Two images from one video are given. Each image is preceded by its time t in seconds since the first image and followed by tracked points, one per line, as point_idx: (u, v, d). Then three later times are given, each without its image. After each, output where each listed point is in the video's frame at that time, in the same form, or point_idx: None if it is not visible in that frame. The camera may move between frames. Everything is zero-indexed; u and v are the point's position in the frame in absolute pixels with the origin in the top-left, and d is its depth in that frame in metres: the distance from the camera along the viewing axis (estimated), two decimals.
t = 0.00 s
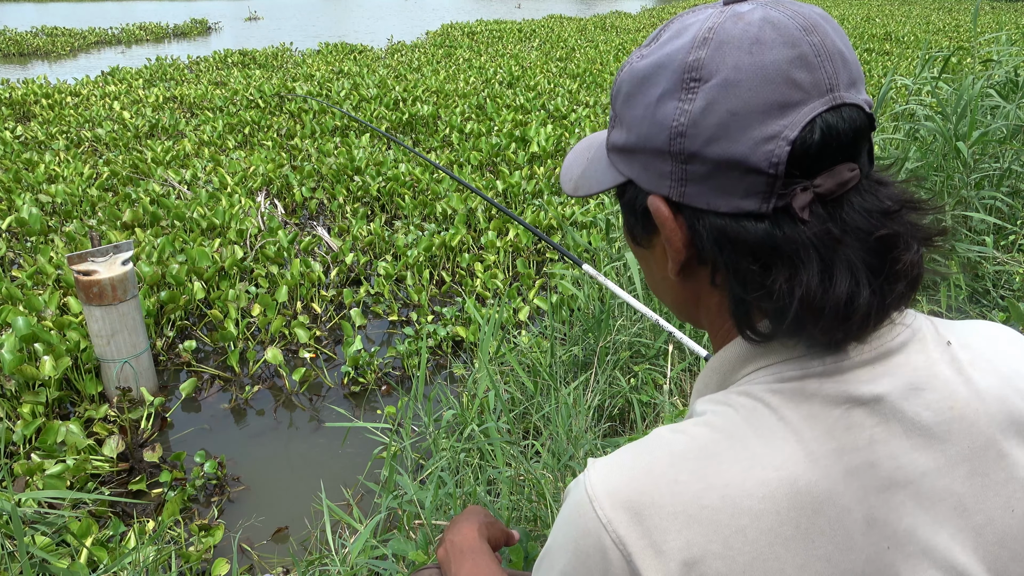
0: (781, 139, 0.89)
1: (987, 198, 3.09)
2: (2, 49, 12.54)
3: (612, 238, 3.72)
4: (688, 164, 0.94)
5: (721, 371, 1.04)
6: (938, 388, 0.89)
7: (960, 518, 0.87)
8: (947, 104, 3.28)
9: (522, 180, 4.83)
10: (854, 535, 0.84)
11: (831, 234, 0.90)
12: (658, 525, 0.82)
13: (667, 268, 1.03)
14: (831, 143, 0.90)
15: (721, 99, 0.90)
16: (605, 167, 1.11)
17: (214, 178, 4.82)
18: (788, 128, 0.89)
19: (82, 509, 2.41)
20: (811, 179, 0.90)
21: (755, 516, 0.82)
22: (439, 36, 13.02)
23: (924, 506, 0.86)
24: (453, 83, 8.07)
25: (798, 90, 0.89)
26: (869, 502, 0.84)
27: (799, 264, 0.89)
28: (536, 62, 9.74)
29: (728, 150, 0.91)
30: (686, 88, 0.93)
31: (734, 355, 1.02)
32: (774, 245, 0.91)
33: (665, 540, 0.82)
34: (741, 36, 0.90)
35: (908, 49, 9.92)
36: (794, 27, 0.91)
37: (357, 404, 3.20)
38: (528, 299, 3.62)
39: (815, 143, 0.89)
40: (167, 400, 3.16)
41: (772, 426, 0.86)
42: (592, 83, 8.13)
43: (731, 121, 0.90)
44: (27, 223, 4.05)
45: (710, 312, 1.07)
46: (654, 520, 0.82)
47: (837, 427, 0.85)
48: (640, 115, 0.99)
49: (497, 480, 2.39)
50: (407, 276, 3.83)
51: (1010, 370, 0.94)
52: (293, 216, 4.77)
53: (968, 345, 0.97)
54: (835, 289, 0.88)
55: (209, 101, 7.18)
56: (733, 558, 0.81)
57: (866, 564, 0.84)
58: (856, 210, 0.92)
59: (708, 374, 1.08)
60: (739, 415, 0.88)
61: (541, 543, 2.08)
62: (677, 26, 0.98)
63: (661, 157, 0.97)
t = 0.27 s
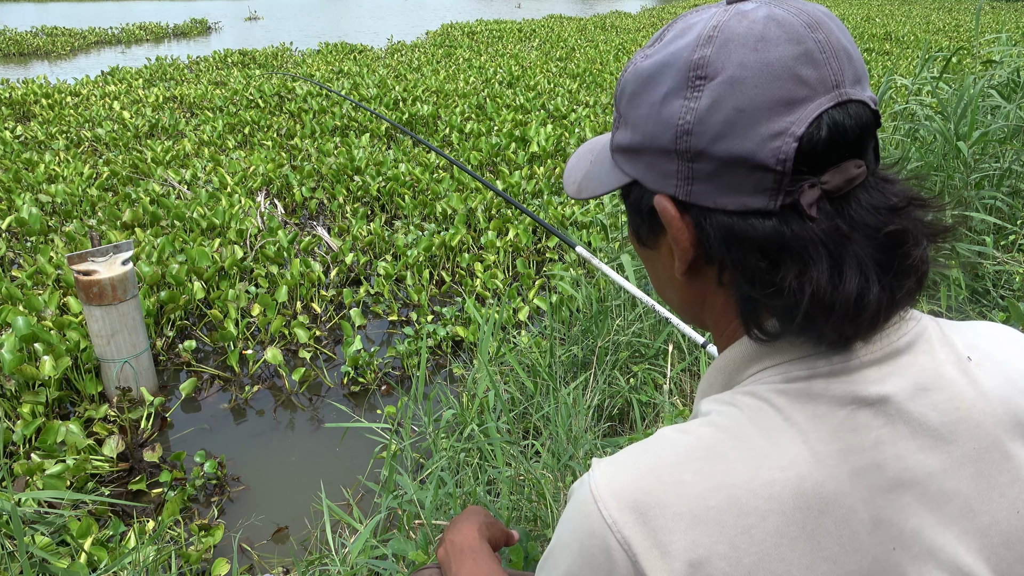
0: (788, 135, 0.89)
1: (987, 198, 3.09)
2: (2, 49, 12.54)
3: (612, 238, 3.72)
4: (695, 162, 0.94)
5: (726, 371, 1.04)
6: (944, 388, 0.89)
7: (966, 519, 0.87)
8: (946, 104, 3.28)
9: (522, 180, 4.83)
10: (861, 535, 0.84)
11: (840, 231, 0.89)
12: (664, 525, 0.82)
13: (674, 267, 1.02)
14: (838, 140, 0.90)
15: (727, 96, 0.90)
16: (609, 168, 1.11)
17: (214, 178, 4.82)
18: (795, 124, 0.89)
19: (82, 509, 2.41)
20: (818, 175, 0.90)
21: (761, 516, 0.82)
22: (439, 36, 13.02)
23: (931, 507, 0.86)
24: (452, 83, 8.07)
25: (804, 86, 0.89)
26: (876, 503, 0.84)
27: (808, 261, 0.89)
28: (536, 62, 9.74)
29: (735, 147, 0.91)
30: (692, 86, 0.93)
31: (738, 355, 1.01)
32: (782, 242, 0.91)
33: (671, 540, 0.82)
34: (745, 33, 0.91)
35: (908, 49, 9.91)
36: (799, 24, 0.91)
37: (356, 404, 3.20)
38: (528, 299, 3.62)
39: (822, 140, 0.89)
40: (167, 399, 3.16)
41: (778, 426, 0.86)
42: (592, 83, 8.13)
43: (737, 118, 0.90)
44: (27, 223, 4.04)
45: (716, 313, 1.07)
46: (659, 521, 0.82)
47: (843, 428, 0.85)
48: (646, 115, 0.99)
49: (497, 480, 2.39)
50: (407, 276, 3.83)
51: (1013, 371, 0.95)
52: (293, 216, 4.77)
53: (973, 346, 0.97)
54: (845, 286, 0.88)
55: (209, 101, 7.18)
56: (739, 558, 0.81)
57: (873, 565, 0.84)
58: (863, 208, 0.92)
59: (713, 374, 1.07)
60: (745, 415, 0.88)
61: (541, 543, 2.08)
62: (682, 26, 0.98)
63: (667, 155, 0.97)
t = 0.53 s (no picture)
0: (791, 132, 0.89)
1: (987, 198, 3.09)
2: (2, 49, 12.54)
3: (612, 238, 3.71)
4: (698, 160, 0.94)
5: (727, 371, 1.04)
6: (946, 388, 0.89)
7: (967, 520, 0.87)
8: (947, 105, 3.28)
9: (522, 180, 4.83)
10: (862, 535, 0.84)
11: (843, 227, 0.89)
12: (665, 526, 0.82)
13: (676, 267, 1.02)
14: (841, 137, 0.90)
15: (730, 93, 0.90)
16: (610, 169, 1.11)
17: (214, 178, 4.82)
18: (798, 121, 0.89)
19: (82, 509, 2.41)
20: (821, 172, 0.89)
21: (762, 516, 0.82)
22: (439, 36, 13.02)
23: (932, 507, 0.86)
24: (452, 83, 8.07)
25: (807, 83, 0.89)
26: (877, 503, 0.84)
27: (812, 257, 0.89)
28: (536, 62, 9.74)
29: (738, 145, 0.91)
30: (694, 84, 0.93)
31: (740, 355, 1.01)
32: (786, 239, 0.91)
33: (672, 540, 0.82)
34: (747, 32, 0.91)
35: (908, 49, 9.92)
36: (800, 22, 0.91)
37: (356, 404, 3.20)
38: (528, 299, 3.62)
39: (825, 137, 0.89)
40: (167, 400, 3.17)
41: (779, 426, 0.86)
42: (592, 83, 8.13)
43: (740, 115, 0.90)
44: (27, 223, 4.04)
45: (717, 313, 1.07)
46: (660, 521, 0.82)
47: (845, 428, 0.85)
48: (648, 114, 0.99)
49: (497, 480, 2.39)
50: (407, 276, 3.83)
51: (1014, 372, 0.95)
52: (293, 216, 4.77)
53: (974, 347, 0.97)
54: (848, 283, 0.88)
55: (209, 101, 7.18)
56: (740, 558, 0.81)
57: (873, 565, 0.84)
58: (866, 205, 0.92)
59: (714, 375, 1.07)
60: (746, 416, 0.88)
61: (541, 543, 2.08)
62: (683, 25, 0.98)
63: (670, 154, 0.97)
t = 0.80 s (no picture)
0: (806, 126, 0.89)
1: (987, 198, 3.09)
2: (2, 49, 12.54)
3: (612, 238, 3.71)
4: (712, 153, 0.95)
5: (735, 365, 1.03)
6: (954, 390, 0.89)
7: (972, 522, 0.87)
8: (947, 105, 3.28)
9: (522, 180, 4.83)
10: (865, 533, 0.83)
11: (856, 222, 0.88)
12: (668, 517, 0.82)
13: (687, 260, 1.02)
14: (855, 133, 0.90)
15: (746, 86, 0.91)
16: (623, 163, 1.12)
17: (214, 178, 4.82)
18: (813, 115, 0.89)
19: (83, 509, 2.41)
20: (835, 167, 0.89)
21: (764, 510, 0.82)
22: (439, 36, 13.02)
23: (937, 508, 0.86)
24: (452, 83, 8.07)
25: (823, 78, 0.89)
26: (880, 500, 0.84)
27: (825, 251, 0.88)
28: (536, 62, 9.74)
29: (753, 137, 0.91)
30: (710, 77, 0.94)
31: (748, 350, 1.01)
32: (798, 233, 0.90)
33: (674, 531, 0.82)
34: (764, 26, 0.91)
35: (907, 49, 9.92)
36: (817, 18, 0.92)
37: (356, 404, 3.20)
38: (528, 299, 3.62)
39: (839, 132, 0.89)
40: (167, 400, 3.17)
41: (785, 422, 0.86)
42: (592, 83, 8.13)
43: (755, 108, 0.91)
44: (27, 223, 4.04)
45: (727, 308, 1.06)
46: (663, 512, 0.83)
47: (850, 425, 0.85)
48: (663, 106, 1.00)
49: (497, 480, 2.39)
50: (407, 276, 3.84)
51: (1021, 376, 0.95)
52: (293, 216, 4.77)
53: (982, 350, 0.97)
54: (861, 278, 0.87)
55: (209, 101, 7.18)
56: (741, 551, 0.82)
57: (874, 562, 0.84)
58: (879, 201, 0.91)
59: (721, 369, 1.07)
60: (751, 411, 0.88)
61: (541, 543, 2.08)
62: (700, 20, 0.99)
63: (684, 146, 0.98)
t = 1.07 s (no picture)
0: (838, 118, 0.89)
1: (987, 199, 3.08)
2: (3, 49, 12.55)
3: (612, 238, 3.72)
4: (741, 144, 0.94)
5: (750, 355, 1.04)
6: (967, 394, 0.90)
7: (982, 528, 0.87)
8: (947, 106, 3.28)
9: (522, 180, 4.83)
10: (863, 526, 0.83)
11: (885, 216, 0.89)
12: (663, 493, 0.83)
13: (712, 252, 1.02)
14: (885, 127, 0.90)
15: (778, 78, 0.90)
16: (646, 156, 1.12)
17: (214, 178, 4.82)
18: (845, 108, 0.89)
19: (82, 509, 2.41)
20: (864, 161, 0.90)
21: (759, 493, 0.83)
22: (439, 36, 13.03)
23: (946, 512, 0.85)
24: (452, 83, 8.07)
25: (855, 71, 0.89)
26: (882, 496, 0.83)
27: (855, 244, 0.89)
28: (536, 62, 9.75)
29: (784, 129, 0.91)
30: (742, 68, 0.93)
31: (762, 342, 1.01)
32: (828, 225, 0.90)
33: (667, 506, 0.83)
34: (797, 19, 0.91)
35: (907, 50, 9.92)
36: (850, 12, 0.92)
37: (355, 405, 3.19)
38: (528, 300, 3.62)
39: (870, 126, 0.89)
40: (167, 400, 3.17)
41: (792, 410, 0.86)
42: (592, 83, 8.13)
43: (787, 101, 0.90)
44: (27, 223, 4.04)
45: (749, 301, 1.06)
46: (658, 487, 0.83)
47: (858, 420, 0.85)
48: (692, 97, 1.00)
49: (497, 480, 2.39)
50: (407, 277, 3.84)
51: None
52: (293, 216, 4.77)
53: (1003, 354, 0.97)
54: (891, 272, 0.88)
55: (209, 101, 7.18)
56: (732, 533, 0.83)
57: (871, 556, 0.83)
58: (907, 196, 0.92)
59: (737, 358, 1.08)
60: (758, 398, 0.89)
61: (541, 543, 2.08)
62: (731, 12, 0.99)
63: (713, 138, 0.97)
